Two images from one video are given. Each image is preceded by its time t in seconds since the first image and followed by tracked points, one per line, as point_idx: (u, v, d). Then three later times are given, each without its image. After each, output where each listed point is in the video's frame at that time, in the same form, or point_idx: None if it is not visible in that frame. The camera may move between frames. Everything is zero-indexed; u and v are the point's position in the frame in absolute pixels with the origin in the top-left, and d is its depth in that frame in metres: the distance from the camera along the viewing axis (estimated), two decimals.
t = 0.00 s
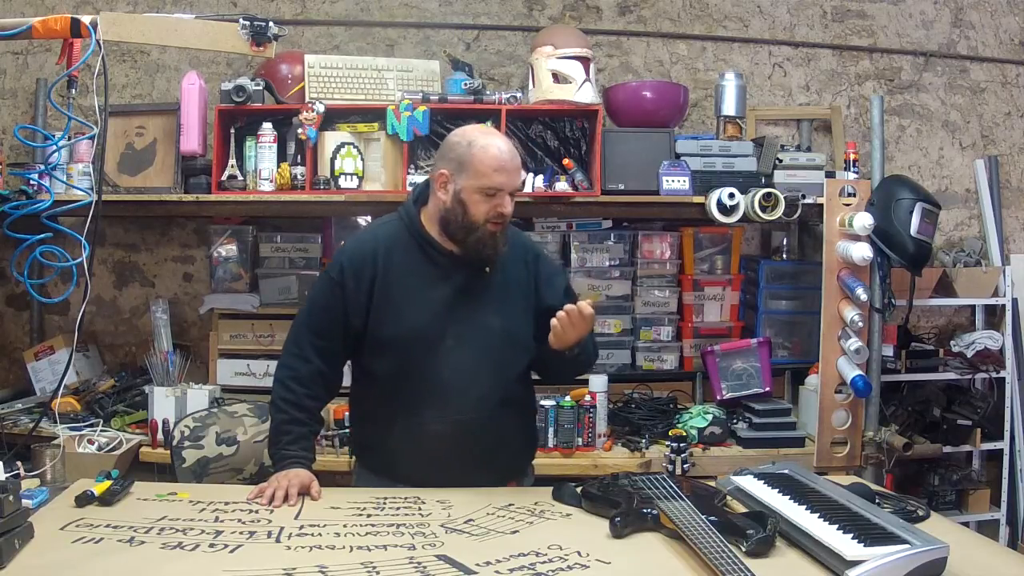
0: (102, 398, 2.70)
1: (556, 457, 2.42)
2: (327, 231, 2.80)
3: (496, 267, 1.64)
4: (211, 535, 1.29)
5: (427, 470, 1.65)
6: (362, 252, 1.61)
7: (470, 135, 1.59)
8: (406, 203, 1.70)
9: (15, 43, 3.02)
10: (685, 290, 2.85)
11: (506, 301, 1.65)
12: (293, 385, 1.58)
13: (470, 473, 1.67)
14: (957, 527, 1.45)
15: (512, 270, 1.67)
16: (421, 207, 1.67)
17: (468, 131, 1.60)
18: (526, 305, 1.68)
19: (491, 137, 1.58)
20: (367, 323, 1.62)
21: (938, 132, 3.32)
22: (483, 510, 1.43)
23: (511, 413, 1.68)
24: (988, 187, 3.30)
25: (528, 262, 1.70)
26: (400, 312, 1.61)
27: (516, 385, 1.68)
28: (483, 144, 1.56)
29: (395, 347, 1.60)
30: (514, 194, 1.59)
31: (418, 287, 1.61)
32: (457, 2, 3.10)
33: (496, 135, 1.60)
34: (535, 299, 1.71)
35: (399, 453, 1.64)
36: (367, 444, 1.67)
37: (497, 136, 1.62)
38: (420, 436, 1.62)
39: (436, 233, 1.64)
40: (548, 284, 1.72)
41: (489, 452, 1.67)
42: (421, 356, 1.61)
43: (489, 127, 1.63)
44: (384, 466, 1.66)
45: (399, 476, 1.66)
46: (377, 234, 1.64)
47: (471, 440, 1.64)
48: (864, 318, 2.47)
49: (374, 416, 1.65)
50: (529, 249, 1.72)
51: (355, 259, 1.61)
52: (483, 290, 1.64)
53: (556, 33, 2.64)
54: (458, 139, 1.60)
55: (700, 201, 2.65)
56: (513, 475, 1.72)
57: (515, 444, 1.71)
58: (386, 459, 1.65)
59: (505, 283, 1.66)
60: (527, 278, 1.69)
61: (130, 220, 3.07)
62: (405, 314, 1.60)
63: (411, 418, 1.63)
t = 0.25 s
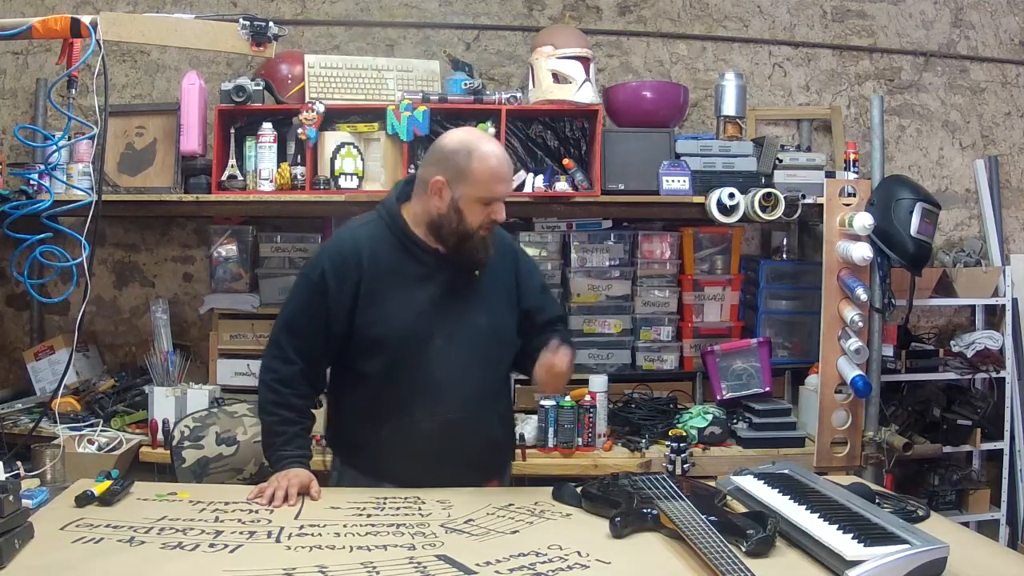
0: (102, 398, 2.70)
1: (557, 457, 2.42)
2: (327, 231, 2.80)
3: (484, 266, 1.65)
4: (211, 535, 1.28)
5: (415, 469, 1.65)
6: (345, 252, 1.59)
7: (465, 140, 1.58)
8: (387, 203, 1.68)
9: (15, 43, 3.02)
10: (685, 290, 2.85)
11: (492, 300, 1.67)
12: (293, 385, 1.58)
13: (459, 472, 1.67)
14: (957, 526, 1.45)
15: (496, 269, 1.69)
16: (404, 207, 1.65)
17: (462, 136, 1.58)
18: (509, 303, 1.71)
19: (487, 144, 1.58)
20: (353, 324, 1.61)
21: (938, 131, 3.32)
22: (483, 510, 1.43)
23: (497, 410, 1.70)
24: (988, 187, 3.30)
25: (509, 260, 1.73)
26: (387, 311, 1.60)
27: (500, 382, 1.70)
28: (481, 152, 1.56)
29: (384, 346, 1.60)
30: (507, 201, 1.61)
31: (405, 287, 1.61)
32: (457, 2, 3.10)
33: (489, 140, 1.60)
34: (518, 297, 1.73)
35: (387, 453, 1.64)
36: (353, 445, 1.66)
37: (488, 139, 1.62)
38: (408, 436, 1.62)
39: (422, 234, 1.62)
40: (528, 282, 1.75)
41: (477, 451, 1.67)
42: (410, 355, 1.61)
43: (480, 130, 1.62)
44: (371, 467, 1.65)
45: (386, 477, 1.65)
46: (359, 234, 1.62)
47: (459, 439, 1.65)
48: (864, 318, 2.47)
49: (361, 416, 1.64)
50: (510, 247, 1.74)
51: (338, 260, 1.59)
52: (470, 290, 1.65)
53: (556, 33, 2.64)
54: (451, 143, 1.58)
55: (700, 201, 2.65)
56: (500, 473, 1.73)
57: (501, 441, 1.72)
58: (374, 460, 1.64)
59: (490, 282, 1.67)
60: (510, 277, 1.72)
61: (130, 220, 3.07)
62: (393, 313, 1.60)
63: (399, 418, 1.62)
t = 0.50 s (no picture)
0: (102, 398, 2.70)
1: (557, 457, 2.42)
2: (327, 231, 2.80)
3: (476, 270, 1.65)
4: (211, 535, 1.28)
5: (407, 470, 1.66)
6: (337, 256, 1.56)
7: (467, 152, 1.57)
8: (376, 205, 1.65)
9: (15, 43, 3.02)
10: (685, 290, 2.85)
11: (481, 302, 1.68)
12: (293, 385, 1.58)
13: (449, 471, 1.70)
14: (957, 527, 1.45)
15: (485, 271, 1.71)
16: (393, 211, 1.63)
17: (463, 147, 1.57)
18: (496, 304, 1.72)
19: (488, 157, 1.58)
20: (344, 327, 1.60)
21: (938, 131, 3.32)
22: (483, 510, 1.43)
23: (487, 410, 1.72)
24: (988, 187, 3.30)
25: (496, 263, 1.74)
26: (383, 316, 1.59)
27: (490, 383, 1.73)
28: (484, 168, 1.56)
29: (379, 351, 1.59)
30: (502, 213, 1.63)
31: (399, 291, 1.60)
32: (457, 2, 3.10)
33: (490, 152, 1.59)
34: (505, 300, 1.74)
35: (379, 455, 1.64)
36: (343, 447, 1.66)
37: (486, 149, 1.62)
38: (401, 438, 1.63)
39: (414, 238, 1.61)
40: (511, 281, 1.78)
41: (466, 450, 1.70)
42: (405, 360, 1.60)
43: (480, 140, 1.61)
44: (362, 468, 1.65)
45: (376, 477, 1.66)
46: (349, 237, 1.59)
47: (451, 439, 1.66)
48: (864, 318, 2.47)
49: (353, 418, 1.63)
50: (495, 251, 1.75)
51: (329, 264, 1.56)
52: (462, 293, 1.65)
53: (556, 33, 2.64)
54: (452, 154, 1.57)
55: (700, 201, 2.65)
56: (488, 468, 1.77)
57: (489, 439, 1.75)
58: (365, 461, 1.65)
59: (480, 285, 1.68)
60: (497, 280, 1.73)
61: (130, 220, 3.07)
62: (388, 318, 1.59)
63: (391, 421, 1.62)
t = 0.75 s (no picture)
0: (102, 399, 2.70)
1: (557, 457, 2.42)
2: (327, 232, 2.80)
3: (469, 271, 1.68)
4: (211, 535, 1.29)
5: (404, 473, 1.66)
6: (335, 259, 1.56)
7: (463, 154, 1.58)
8: (370, 208, 1.65)
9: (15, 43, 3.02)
10: (685, 290, 2.85)
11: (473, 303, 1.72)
12: (292, 385, 1.58)
13: (445, 473, 1.71)
14: (957, 527, 1.45)
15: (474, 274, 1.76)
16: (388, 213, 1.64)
17: (460, 149, 1.58)
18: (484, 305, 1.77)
19: (483, 160, 1.59)
20: (342, 329, 1.60)
21: (938, 131, 3.32)
22: (483, 510, 1.43)
23: (480, 409, 1.75)
24: (988, 187, 3.30)
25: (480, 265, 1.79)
26: (386, 318, 1.60)
27: (482, 382, 1.76)
28: (480, 169, 1.57)
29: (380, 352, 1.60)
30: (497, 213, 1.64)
31: (398, 293, 1.61)
32: (457, 2, 3.10)
33: (485, 153, 1.60)
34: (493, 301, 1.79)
35: (376, 458, 1.64)
36: (338, 452, 1.65)
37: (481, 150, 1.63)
38: (399, 440, 1.64)
39: (410, 239, 1.63)
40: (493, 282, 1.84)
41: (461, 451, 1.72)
42: (406, 361, 1.61)
43: (475, 141, 1.62)
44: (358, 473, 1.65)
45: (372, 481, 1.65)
46: (347, 240, 1.59)
47: (448, 440, 1.68)
48: (864, 318, 2.47)
49: (350, 421, 1.63)
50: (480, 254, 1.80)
51: (328, 267, 1.56)
52: (457, 294, 1.69)
53: (556, 33, 2.64)
54: (448, 156, 1.57)
55: (700, 201, 2.65)
56: (479, 467, 1.79)
57: (481, 440, 1.77)
58: (361, 465, 1.64)
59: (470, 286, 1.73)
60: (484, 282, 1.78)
61: (130, 219, 3.07)
62: (388, 319, 1.60)
63: (390, 423, 1.63)
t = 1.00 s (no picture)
0: (102, 399, 2.70)
1: (557, 457, 2.41)
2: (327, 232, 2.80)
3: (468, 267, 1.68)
4: (211, 535, 1.28)
5: (405, 471, 1.66)
6: (336, 258, 1.56)
7: (458, 150, 1.58)
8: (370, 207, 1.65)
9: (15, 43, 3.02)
10: (685, 290, 2.85)
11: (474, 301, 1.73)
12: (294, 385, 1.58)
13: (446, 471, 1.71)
14: (957, 527, 1.45)
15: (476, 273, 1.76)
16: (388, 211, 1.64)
17: (454, 145, 1.58)
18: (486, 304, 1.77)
19: (480, 155, 1.58)
20: (343, 329, 1.60)
21: (938, 131, 3.32)
22: (483, 510, 1.43)
23: (482, 408, 1.75)
24: (988, 187, 3.30)
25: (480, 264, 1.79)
26: (387, 318, 1.60)
27: (483, 381, 1.76)
28: (476, 164, 1.57)
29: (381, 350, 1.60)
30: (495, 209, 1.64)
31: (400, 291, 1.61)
32: (457, 2, 3.10)
33: (480, 149, 1.60)
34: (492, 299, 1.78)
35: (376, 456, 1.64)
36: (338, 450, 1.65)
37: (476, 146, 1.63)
38: (400, 437, 1.64)
39: (409, 237, 1.62)
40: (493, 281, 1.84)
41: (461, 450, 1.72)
42: (408, 359, 1.61)
43: (470, 138, 1.62)
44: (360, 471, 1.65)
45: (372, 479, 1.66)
46: (347, 239, 1.59)
47: (449, 439, 1.68)
48: (864, 318, 2.47)
49: (353, 419, 1.63)
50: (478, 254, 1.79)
51: (328, 266, 1.56)
52: (458, 293, 1.69)
53: (556, 33, 2.64)
54: (443, 152, 1.58)
55: (700, 201, 2.65)
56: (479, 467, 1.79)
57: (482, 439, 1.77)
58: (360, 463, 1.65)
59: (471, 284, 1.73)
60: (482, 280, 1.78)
61: (130, 219, 3.07)
62: (390, 317, 1.60)
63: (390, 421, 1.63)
